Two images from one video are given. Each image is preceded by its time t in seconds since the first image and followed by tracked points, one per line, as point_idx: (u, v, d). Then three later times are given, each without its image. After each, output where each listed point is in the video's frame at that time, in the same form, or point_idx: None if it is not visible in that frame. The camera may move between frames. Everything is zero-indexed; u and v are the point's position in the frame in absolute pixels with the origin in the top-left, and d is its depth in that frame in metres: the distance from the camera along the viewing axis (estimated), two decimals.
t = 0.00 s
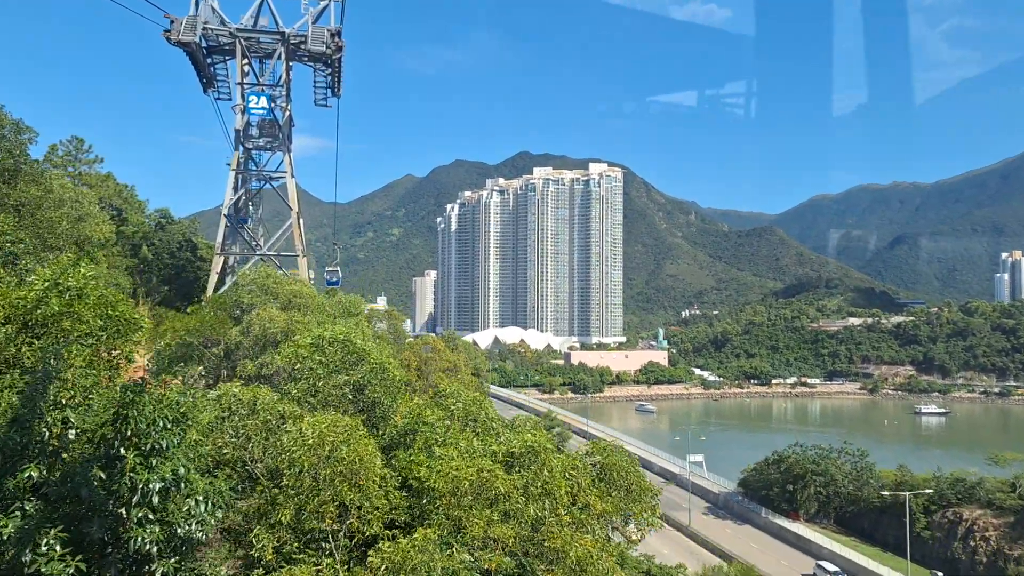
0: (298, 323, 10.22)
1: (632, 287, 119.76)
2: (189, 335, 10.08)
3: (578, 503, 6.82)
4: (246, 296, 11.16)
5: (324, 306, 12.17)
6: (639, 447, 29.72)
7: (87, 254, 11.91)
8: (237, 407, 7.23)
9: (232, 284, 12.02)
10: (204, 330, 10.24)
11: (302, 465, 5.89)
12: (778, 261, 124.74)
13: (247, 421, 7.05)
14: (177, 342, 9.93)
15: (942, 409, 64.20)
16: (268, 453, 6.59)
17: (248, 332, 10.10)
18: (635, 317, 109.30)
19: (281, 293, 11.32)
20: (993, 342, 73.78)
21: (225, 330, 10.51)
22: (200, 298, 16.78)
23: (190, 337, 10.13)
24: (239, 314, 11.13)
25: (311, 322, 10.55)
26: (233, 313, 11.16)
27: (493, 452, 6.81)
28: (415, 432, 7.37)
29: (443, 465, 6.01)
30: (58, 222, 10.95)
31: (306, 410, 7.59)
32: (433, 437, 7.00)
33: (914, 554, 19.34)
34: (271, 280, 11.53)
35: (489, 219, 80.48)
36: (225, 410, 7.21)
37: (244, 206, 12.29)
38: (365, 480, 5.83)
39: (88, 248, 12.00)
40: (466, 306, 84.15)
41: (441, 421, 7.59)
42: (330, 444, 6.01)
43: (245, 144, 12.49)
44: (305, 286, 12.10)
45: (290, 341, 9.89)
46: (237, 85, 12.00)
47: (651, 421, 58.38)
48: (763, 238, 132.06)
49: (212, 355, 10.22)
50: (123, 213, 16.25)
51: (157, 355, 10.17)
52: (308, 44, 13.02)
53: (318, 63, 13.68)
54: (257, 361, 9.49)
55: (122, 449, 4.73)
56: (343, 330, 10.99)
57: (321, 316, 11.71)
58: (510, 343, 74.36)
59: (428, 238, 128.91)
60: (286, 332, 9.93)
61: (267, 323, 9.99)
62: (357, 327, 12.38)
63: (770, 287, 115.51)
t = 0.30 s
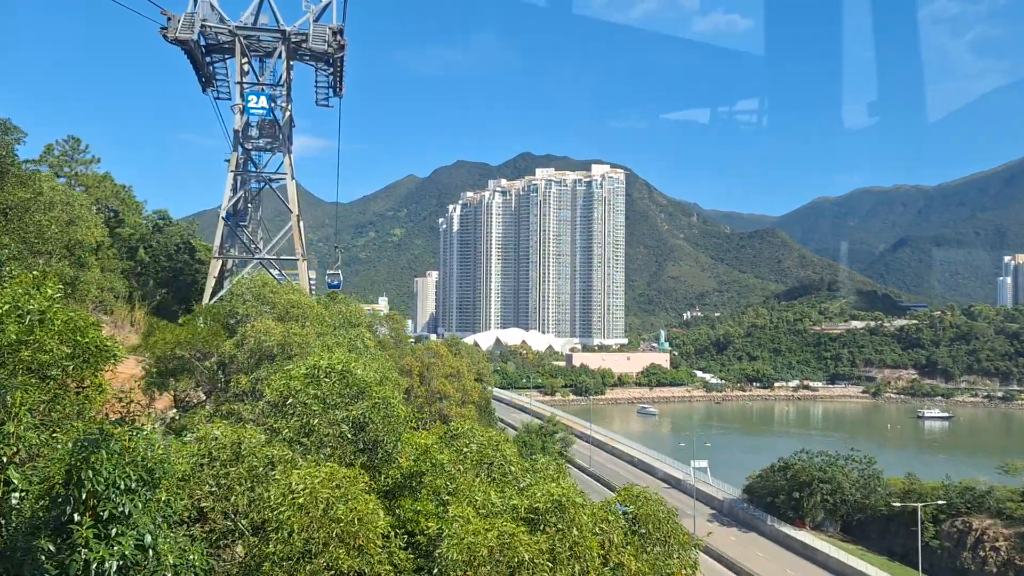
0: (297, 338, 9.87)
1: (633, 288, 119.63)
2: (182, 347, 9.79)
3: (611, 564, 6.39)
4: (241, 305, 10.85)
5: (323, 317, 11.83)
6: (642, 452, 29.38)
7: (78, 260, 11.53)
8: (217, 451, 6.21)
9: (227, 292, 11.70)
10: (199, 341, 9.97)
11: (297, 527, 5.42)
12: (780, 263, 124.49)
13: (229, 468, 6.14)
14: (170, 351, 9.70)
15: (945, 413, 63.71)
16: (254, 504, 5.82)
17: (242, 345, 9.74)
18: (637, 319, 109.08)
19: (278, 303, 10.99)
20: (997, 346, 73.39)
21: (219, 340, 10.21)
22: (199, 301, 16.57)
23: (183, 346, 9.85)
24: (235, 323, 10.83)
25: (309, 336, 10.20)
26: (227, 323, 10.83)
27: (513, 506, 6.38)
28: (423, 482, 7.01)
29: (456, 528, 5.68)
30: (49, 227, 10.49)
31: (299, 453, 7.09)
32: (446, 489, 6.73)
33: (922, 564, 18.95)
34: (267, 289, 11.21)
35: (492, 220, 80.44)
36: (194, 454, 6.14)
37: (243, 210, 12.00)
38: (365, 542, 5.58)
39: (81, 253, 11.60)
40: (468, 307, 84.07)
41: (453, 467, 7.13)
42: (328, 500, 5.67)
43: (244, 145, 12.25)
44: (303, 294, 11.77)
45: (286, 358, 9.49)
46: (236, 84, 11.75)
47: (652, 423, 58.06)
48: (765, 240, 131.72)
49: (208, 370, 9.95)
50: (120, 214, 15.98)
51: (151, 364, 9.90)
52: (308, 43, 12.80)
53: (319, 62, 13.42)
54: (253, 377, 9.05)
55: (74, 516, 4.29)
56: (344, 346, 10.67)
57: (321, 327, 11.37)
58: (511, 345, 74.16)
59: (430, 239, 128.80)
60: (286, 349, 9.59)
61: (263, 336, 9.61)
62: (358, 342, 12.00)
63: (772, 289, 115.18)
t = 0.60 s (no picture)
0: (305, 345, 9.09)
1: (644, 285, 119.10)
2: (186, 356, 9.32)
3: None
4: (245, 311, 10.45)
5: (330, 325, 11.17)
6: (654, 452, 29.05)
7: (81, 261, 11.27)
8: (207, 501, 5.18)
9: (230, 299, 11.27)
10: (201, 349, 9.40)
11: None
12: (792, 260, 123.43)
13: (217, 521, 5.09)
14: (175, 360, 9.25)
15: (960, 412, 62.76)
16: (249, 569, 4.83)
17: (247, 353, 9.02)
18: (648, 316, 108.60)
19: (283, 310, 10.52)
20: (1013, 344, 72.34)
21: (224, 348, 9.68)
22: (205, 301, 16.14)
23: (186, 354, 9.34)
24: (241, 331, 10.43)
25: (317, 345, 9.50)
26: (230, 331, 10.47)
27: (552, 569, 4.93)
28: (443, 539, 6.09)
29: None
30: (51, 227, 10.15)
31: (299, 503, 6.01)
32: (468, 543, 5.66)
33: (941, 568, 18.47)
34: (272, 295, 10.81)
35: (503, 217, 80.24)
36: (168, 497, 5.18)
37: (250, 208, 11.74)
38: None
39: (84, 254, 11.30)
40: (478, 304, 84.01)
41: (479, 520, 5.87)
42: (333, 572, 4.84)
43: (252, 141, 12.05)
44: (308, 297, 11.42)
45: (293, 368, 8.86)
46: (244, 79, 11.56)
47: (664, 422, 57.54)
48: (777, 237, 130.59)
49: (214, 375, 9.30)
50: (127, 210, 15.47)
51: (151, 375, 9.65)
52: (318, 36, 12.59)
53: (329, 56, 13.23)
54: (259, 388, 8.45)
55: None
56: (352, 359, 9.90)
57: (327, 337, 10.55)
58: (521, 343, 73.99)
59: (440, 235, 128.74)
60: (293, 357, 8.87)
61: (270, 344, 8.90)
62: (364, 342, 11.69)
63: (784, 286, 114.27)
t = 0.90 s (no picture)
0: (308, 359, 8.39)
1: (649, 286, 118.68)
2: (184, 370, 8.72)
3: None
4: (246, 323, 9.91)
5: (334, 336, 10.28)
6: (662, 455, 28.83)
7: (78, 268, 10.97)
8: None
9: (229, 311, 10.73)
10: (197, 365, 8.79)
11: None
12: (798, 261, 122.75)
13: None
14: (172, 374, 8.66)
15: (969, 414, 62.07)
16: None
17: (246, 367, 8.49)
18: (653, 317, 108.20)
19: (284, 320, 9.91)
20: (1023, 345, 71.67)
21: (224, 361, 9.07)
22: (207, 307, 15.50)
23: (182, 369, 8.73)
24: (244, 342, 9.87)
25: (323, 357, 8.78)
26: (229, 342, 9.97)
27: None
28: None
29: None
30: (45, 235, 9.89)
31: None
32: None
33: None
34: (274, 305, 10.23)
35: (508, 218, 80.18)
36: None
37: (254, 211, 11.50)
38: None
39: (82, 263, 11.00)
40: (483, 305, 83.88)
41: None
42: None
43: (256, 143, 11.85)
44: (312, 303, 11.13)
45: (296, 385, 8.20)
46: (247, 80, 11.36)
47: (670, 424, 57.18)
48: (782, 238, 129.88)
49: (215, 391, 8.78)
50: (128, 214, 15.17)
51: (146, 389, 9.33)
52: (323, 35, 12.34)
53: (334, 57, 13.02)
54: (261, 405, 7.93)
55: None
56: (359, 374, 8.93)
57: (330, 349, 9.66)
58: (526, 344, 73.77)
59: (445, 237, 128.75)
60: (294, 373, 8.22)
61: (272, 358, 8.29)
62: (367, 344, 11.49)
63: (790, 287, 113.63)
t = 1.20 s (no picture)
0: (308, 377, 7.01)
1: (650, 288, 118.51)
2: (176, 389, 7.39)
3: None
4: (239, 333, 8.45)
5: (335, 344, 8.72)
6: (666, 461, 28.50)
7: (67, 276, 10.61)
8: None
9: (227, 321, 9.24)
10: (190, 383, 7.43)
11: None
12: (799, 263, 122.53)
13: None
14: (161, 391, 7.35)
15: (972, 417, 61.72)
16: None
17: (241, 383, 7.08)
18: (654, 318, 108.01)
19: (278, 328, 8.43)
20: None
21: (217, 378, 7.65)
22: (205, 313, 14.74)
23: (170, 386, 7.39)
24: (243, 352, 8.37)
25: (323, 374, 7.25)
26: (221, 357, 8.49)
27: None
28: None
29: None
30: (35, 241, 9.54)
31: None
32: None
33: None
34: (271, 316, 8.74)
35: (508, 220, 79.99)
36: None
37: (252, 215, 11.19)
38: None
39: (71, 271, 10.71)
40: (484, 307, 83.72)
41: None
42: None
43: (255, 146, 11.60)
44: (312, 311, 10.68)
45: (294, 406, 6.86)
46: (245, 80, 11.10)
47: (672, 427, 56.82)
48: (783, 240, 129.64)
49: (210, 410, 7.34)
50: (124, 217, 14.63)
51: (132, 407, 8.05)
52: (323, 34, 12.10)
53: (335, 57, 12.77)
54: (254, 426, 6.64)
55: None
56: (362, 392, 7.44)
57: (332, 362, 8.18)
58: (527, 347, 73.55)
59: (446, 238, 128.73)
60: (291, 392, 6.85)
61: (268, 374, 6.95)
62: (367, 349, 11.29)
63: (792, 289, 113.35)
